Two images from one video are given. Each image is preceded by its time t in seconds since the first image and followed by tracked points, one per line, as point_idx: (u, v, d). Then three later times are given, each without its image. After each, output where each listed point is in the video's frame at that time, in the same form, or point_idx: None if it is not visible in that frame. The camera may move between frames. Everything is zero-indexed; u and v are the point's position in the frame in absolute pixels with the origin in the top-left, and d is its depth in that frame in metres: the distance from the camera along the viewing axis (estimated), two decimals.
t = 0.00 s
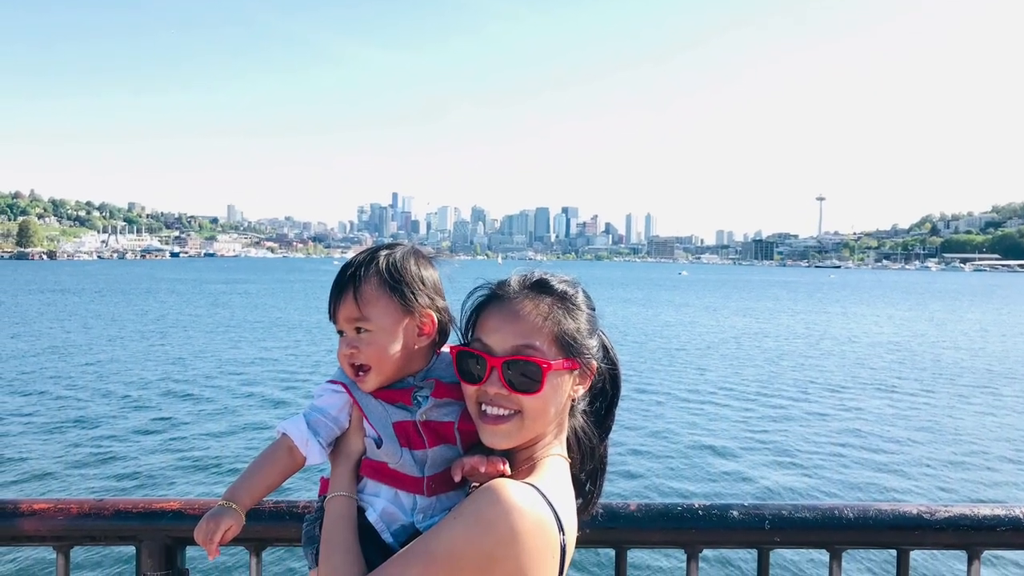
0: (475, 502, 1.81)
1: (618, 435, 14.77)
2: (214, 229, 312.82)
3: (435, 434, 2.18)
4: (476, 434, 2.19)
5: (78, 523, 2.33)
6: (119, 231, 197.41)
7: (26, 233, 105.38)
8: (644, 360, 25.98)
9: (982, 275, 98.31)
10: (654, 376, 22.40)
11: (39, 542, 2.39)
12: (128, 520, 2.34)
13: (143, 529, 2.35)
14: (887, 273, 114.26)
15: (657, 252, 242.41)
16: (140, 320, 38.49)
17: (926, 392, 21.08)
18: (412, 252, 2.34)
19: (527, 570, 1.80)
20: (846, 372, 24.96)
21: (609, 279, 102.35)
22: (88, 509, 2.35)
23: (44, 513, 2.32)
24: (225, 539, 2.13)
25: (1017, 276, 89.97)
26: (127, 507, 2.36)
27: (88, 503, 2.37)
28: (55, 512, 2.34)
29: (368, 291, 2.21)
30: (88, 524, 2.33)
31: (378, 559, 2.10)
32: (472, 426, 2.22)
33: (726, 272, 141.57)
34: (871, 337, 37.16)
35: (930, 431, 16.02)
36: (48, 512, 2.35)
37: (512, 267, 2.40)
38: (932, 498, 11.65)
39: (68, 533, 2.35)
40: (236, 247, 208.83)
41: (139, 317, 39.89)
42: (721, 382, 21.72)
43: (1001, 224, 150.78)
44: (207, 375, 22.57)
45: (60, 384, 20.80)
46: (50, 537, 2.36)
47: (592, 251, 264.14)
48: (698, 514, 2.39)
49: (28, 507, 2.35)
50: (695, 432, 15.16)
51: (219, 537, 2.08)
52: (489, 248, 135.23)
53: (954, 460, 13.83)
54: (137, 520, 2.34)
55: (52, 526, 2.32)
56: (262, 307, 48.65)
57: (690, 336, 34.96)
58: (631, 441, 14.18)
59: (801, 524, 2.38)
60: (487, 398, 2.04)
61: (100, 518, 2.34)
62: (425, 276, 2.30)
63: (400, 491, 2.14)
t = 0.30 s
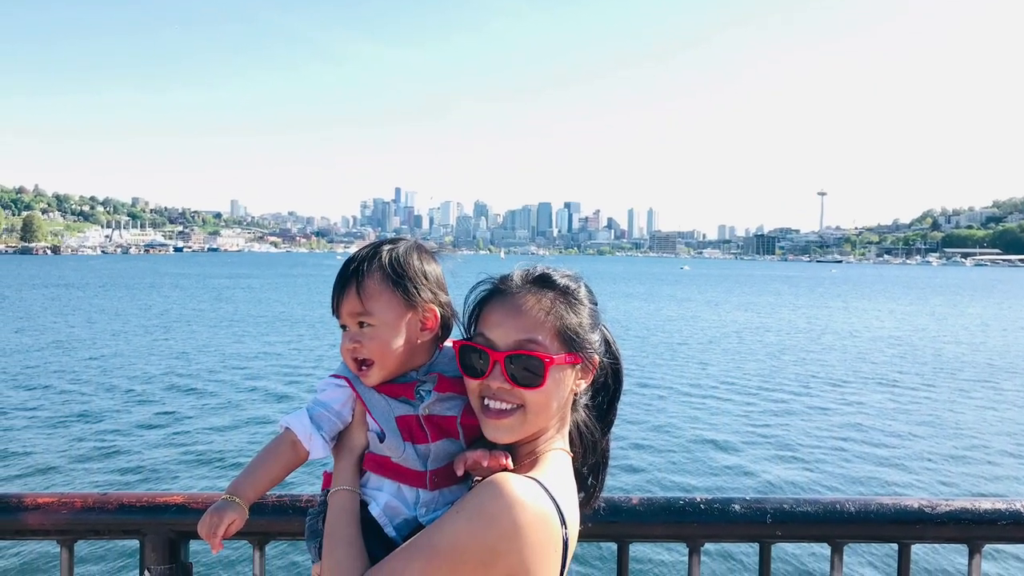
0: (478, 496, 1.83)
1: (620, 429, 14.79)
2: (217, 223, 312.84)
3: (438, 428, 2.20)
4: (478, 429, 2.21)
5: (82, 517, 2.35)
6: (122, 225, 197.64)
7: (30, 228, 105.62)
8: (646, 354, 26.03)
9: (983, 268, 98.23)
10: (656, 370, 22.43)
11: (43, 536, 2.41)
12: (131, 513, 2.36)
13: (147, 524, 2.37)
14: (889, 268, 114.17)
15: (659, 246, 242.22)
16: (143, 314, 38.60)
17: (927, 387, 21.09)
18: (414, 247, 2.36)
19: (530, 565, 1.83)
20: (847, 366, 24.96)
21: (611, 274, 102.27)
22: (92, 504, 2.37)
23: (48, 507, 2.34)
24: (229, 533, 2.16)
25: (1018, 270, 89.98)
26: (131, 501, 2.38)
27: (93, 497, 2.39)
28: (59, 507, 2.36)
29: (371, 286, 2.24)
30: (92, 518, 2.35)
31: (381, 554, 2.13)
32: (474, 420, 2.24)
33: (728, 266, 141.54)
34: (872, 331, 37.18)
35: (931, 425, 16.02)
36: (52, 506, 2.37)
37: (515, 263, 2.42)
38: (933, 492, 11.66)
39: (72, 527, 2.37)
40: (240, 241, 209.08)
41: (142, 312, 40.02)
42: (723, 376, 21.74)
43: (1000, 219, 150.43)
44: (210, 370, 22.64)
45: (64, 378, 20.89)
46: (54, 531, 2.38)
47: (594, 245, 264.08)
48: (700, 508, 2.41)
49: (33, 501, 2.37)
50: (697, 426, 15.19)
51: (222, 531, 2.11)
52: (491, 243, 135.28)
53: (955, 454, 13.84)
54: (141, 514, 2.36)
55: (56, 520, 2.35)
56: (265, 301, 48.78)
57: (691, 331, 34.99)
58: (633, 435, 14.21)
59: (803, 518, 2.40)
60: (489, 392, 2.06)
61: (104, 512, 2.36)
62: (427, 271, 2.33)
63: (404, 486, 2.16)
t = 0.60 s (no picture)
0: (481, 491, 1.84)
1: (622, 423, 14.83)
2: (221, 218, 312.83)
3: (441, 422, 2.22)
4: (481, 423, 2.23)
5: (86, 510, 2.35)
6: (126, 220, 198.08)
7: (34, 223, 106.06)
8: (648, 349, 26.08)
9: (984, 262, 98.13)
10: (658, 364, 22.48)
11: (46, 530, 2.41)
12: (135, 507, 2.35)
13: (150, 517, 2.36)
14: (890, 263, 114.13)
15: (661, 241, 242.13)
16: (147, 309, 38.75)
17: (928, 381, 21.12)
18: (418, 241, 2.38)
19: (532, 557, 1.85)
20: (848, 360, 24.98)
21: (613, 268, 102.38)
22: (95, 497, 2.37)
23: (53, 501, 2.34)
24: (233, 527, 2.18)
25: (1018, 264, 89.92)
26: (134, 495, 2.37)
27: (97, 491, 2.39)
28: (63, 501, 2.36)
29: (373, 280, 2.25)
30: (95, 512, 2.35)
31: (385, 547, 2.13)
32: (477, 414, 2.27)
33: (729, 261, 141.66)
34: (873, 326, 37.20)
35: (932, 419, 16.05)
36: (55, 500, 2.36)
37: (517, 256, 2.44)
38: (934, 486, 11.69)
39: (75, 521, 2.37)
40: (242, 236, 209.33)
41: (146, 306, 40.16)
42: (724, 370, 21.78)
43: (1001, 214, 150.22)
44: (213, 364, 22.73)
45: (68, 373, 20.98)
46: (58, 525, 2.38)
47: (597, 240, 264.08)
48: (702, 502, 2.43)
49: (37, 495, 2.37)
50: (699, 420, 15.23)
51: (226, 524, 2.13)
52: (493, 238, 135.29)
53: (956, 448, 13.86)
54: (144, 507, 2.35)
55: (61, 514, 2.34)
56: (268, 296, 48.90)
57: (693, 325, 35.06)
58: (636, 430, 14.24)
59: (804, 511, 2.42)
60: (492, 386, 2.09)
61: (107, 505, 2.36)
62: (431, 265, 2.34)
63: (406, 479, 2.18)
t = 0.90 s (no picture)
0: (483, 485, 1.87)
1: (624, 417, 14.88)
2: (224, 213, 312.99)
3: (443, 416, 2.24)
4: (483, 417, 2.26)
5: (90, 503, 2.36)
6: (129, 215, 198.27)
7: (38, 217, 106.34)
8: (650, 343, 26.12)
9: (986, 256, 98.07)
10: (660, 358, 22.52)
11: (51, 524, 2.43)
12: (138, 501, 2.36)
13: (154, 511, 2.37)
14: (892, 258, 113.98)
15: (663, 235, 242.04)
16: (151, 303, 38.86)
17: (929, 375, 21.14)
18: (420, 236, 2.40)
19: (535, 551, 1.88)
20: (850, 354, 25.02)
21: (616, 262, 102.47)
22: (100, 491, 2.38)
23: (57, 495, 2.36)
24: (236, 521, 2.20)
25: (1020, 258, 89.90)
26: (138, 489, 2.39)
27: (100, 485, 2.41)
28: (66, 494, 2.38)
29: (377, 275, 2.28)
30: (99, 505, 2.37)
31: (387, 542, 2.16)
32: (479, 409, 2.29)
33: (731, 255, 141.48)
34: (875, 320, 37.23)
35: (933, 413, 16.08)
36: (59, 494, 2.38)
37: (520, 252, 2.46)
38: (935, 480, 11.72)
39: (80, 514, 2.39)
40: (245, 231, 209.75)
41: (150, 301, 40.26)
42: (727, 364, 21.82)
43: (1004, 208, 149.94)
44: (217, 358, 22.81)
45: (72, 367, 21.07)
46: (62, 518, 2.40)
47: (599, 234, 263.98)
48: (704, 495, 2.46)
49: (41, 489, 2.38)
50: (701, 414, 15.27)
51: (230, 518, 2.15)
52: (496, 232, 135.36)
53: (957, 442, 13.89)
54: (148, 501, 2.37)
55: (65, 508, 2.36)
56: (271, 290, 49.05)
57: (696, 320, 35.10)
58: (638, 424, 14.28)
59: (806, 505, 2.44)
60: (495, 380, 2.11)
61: (111, 500, 2.37)
62: (433, 260, 2.36)
63: (409, 473, 2.21)
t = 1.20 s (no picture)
0: (485, 479, 1.89)
1: (627, 411, 14.94)
2: (226, 208, 313.19)
3: (446, 411, 2.26)
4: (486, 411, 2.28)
5: (94, 498, 2.38)
6: (131, 209, 198.47)
7: (41, 212, 106.54)
8: (652, 337, 26.17)
9: (987, 251, 98.10)
10: (662, 353, 22.56)
11: (54, 518, 2.44)
12: (142, 495, 2.38)
13: (157, 505, 2.38)
14: (894, 253, 113.79)
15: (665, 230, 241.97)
16: (155, 297, 38.95)
17: (930, 369, 21.16)
18: (423, 231, 2.42)
19: (537, 544, 1.90)
20: (851, 349, 25.03)
21: (618, 257, 102.44)
22: (103, 485, 2.40)
23: (61, 488, 2.37)
24: (239, 514, 2.22)
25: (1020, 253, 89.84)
26: (141, 483, 2.40)
27: (104, 479, 2.42)
28: (70, 488, 2.39)
29: (380, 269, 2.29)
30: (103, 499, 2.38)
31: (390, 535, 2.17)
32: (482, 403, 2.31)
33: (733, 250, 141.31)
34: (876, 314, 37.23)
35: (935, 408, 16.10)
36: (64, 487, 2.39)
37: (522, 246, 2.48)
38: (936, 474, 11.74)
39: (83, 508, 2.40)
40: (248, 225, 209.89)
41: (153, 295, 40.36)
42: (728, 359, 21.86)
43: (1004, 203, 149.89)
44: (220, 352, 22.88)
45: (76, 361, 21.14)
46: (65, 513, 2.41)
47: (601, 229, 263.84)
48: (706, 490, 2.48)
49: (45, 483, 2.39)
50: (703, 409, 15.31)
51: (233, 511, 2.17)
52: (498, 227, 135.35)
53: (958, 436, 13.91)
54: (151, 495, 2.38)
55: (69, 502, 2.37)
56: (274, 285, 49.20)
57: (698, 314, 35.12)
58: (640, 418, 14.32)
59: (807, 499, 2.47)
60: (497, 374, 2.14)
61: (115, 493, 2.39)
62: (436, 254, 2.39)
63: (412, 467, 2.22)
